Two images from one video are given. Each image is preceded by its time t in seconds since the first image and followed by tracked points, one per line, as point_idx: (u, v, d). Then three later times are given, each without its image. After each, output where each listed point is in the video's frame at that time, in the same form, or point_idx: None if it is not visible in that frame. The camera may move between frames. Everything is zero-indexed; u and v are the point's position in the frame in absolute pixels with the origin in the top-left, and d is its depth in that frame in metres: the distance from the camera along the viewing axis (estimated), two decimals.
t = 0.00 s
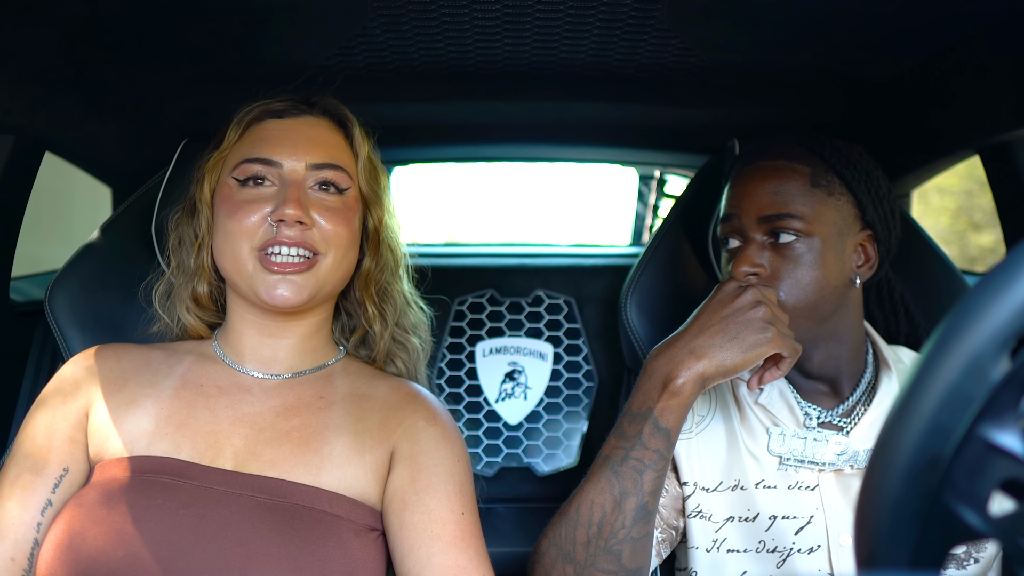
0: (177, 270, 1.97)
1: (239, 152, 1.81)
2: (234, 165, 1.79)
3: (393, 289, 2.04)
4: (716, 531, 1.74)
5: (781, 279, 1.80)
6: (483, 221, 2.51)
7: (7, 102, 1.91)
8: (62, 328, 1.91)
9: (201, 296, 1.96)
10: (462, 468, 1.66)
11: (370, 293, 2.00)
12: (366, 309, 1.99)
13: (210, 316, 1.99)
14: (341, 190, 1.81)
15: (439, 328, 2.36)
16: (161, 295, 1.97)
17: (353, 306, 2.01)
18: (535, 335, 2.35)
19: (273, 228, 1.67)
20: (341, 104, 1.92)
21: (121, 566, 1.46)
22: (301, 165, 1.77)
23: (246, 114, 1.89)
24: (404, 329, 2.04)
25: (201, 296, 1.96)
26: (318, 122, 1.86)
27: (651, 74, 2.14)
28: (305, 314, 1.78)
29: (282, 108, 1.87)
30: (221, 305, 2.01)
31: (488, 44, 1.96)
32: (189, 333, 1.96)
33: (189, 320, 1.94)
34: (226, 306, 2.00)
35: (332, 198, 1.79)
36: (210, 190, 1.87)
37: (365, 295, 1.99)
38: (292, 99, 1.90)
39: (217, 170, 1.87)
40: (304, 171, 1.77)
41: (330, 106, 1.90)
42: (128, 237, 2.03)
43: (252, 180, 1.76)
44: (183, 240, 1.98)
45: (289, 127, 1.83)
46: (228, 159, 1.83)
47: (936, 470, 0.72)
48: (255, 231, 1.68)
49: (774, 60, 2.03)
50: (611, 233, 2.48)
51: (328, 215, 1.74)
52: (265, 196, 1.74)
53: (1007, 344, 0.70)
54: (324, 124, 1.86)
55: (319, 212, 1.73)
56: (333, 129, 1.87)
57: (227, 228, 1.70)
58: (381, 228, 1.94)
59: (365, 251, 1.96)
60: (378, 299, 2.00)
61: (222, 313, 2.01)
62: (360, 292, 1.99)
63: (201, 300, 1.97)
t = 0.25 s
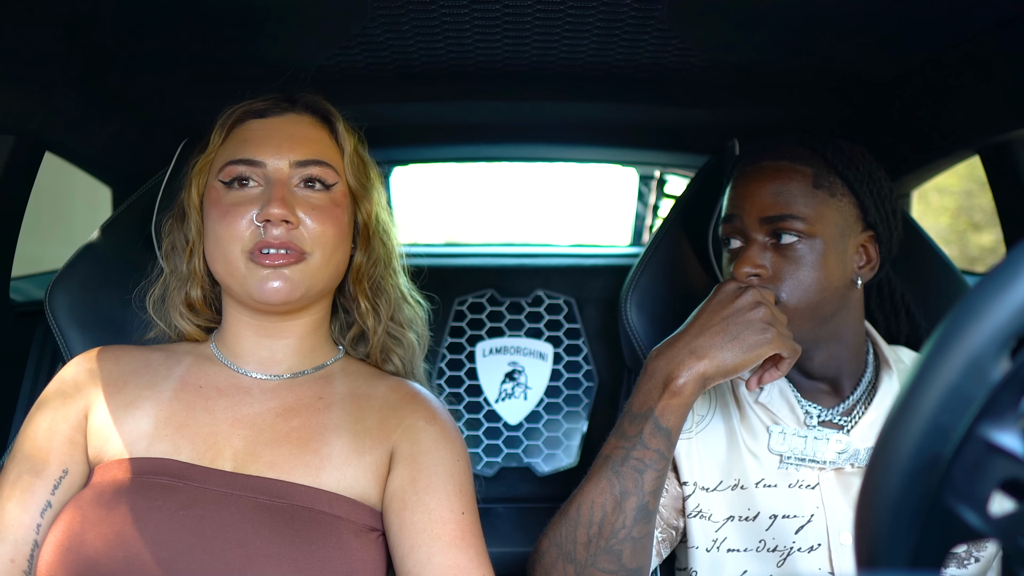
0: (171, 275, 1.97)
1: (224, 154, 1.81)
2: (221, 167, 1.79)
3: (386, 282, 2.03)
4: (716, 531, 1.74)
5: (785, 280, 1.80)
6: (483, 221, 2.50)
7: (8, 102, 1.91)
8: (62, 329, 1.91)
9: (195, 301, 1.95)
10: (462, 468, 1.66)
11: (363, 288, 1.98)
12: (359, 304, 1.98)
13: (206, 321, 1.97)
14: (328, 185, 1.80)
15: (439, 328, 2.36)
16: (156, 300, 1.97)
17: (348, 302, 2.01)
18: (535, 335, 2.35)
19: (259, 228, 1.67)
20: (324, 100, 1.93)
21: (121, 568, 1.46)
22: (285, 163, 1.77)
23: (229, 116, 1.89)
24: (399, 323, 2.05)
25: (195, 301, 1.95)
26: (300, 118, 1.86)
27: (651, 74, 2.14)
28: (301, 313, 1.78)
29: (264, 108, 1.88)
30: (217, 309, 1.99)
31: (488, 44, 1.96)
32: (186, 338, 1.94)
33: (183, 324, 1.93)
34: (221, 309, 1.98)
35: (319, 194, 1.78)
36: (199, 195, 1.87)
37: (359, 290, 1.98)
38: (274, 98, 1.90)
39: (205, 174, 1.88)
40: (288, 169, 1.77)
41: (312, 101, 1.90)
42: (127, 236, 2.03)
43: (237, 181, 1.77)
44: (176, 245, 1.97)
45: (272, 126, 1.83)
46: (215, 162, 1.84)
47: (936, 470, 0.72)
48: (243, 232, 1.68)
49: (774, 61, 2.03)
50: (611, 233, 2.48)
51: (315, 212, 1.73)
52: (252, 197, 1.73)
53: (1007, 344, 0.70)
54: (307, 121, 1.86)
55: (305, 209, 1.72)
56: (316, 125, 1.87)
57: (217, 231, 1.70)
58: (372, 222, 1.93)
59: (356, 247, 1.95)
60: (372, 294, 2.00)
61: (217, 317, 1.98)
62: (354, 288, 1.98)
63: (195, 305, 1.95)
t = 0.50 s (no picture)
0: (166, 278, 1.96)
1: (212, 155, 1.81)
2: (210, 168, 1.79)
3: (380, 279, 2.02)
4: (716, 530, 1.74)
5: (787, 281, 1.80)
6: (483, 221, 2.50)
7: (8, 102, 1.91)
8: (62, 329, 1.91)
9: (190, 304, 1.95)
10: (461, 467, 1.66)
11: (357, 285, 1.98)
12: (354, 301, 1.98)
13: (202, 323, 1.97)
14: (318, 183, 1.80)
15: (439, 328, 2.36)
16: (152, 303, 1.96)
17: (344, 300, 2.01)
18: (535, 335, 2.35)
19: (249, 227, 1.67)
20: (312, 97, 1.92)
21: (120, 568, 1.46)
22: (273, 162, 1.77)
23: (217, 117, 1.89)
24: (395, 320, 2.05)
25: (190, 304, 1.95)
26: (287, 116, 1.86)
27: (651, 74, 2.14)
28: (296, 313, 1.78)
29: (251, 107, 1.88)
30: (212, 311, 2.00)
31: (488, 44, 1.96)
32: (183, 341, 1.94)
33: (179, 328, 1.93)
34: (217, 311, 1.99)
35: (309, 191, 1.78)
36: (190, 198, 1.88)
37: (354, 287, 1.98)
38: (261, 97, 1.91)
39: (195, 177, 1.88)
40: (277, 168, 1.77)
41: (299, 99, 1.90)
42: (127, 236, 2.02)
43: (227, 181, 1.77)
44: (170, 249, 1.96)
45: (259, 126, 1.83)
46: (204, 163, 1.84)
47: (937, 471, 0.72)
48: (234, 232, 1.68)
49: (774, 61, 2.03)
50: (611, 233, 2.48)
51: (305, 209, 1.73)
52: (241, 197, 1.74)
53: (1007, 344, 0.70)
54: (294, 118, 1.86)
55: (295, 206, 1.72)
56: (304, 123, 1.86)
57: (208, 232, 1.70)
58: (363, 219, 1.92)
59: (349, 244, 1.95)
60: (366, 291, 1.99)
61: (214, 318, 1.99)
62: (349, 285, 1.98)
63: (190, 308, 1.95)
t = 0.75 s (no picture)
0: (165, 279, 1.96)
1: (210, 157, 1.81)
2: (208, 170, 1.79)
3: (379, 277, 2.02)
4: (716, 530, 1.74)
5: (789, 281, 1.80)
6: (483, 221, 2.50)
7: (8, 102, 1.91)
8: (63, 329, 1.91)
9: (189, 306, 1.95)
10: (461, 467, 1.66)
11: (356, 283, 1.98)
12: (353, 300, 1.98)
13: (202, 325, 1.96)
14: (316, 183, 1.80)
15: (440, 328, 2.36)
16: (151, 305, 1.96)
17: (343, 298, 2.01)
18: (535, 335, 2.35)
19: (248, 228, 1.67)
20: (309, 97, 1.92)
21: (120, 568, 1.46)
22: (272, 162, 1.77)
23: (214, 119, 1.89)
24: (394, 318, 2.05)
25: (189, 306, 1.95)
26: (284, 116, 1.86)
27: (652, 74, 2.14)
28: (296, 312, 1.78)
29: (248, 108, 1.88)
30: (212, 313, 2.00)
31: (488, 44, 1.96)
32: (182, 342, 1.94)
33: (179, 329, 1.92)
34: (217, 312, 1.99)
35: (308, 191, 1.78)
36: (188, 200, 1.88)
37: (353, 285, 1.98)
38: (258, 98, 1.90)
39: (193, 178, 1.88)
40: (275, 168, 1.77)
41: (296, 99, 1.90)
42: (126, 237, 2.02)
43: (226, 183, 1.77)
44: (169, 251, 1.96)
45: (256, 127, 1.83)
46: (202, 165, 1.84)
47: (936, 470, 0.72)
48: (233, 233, 1.68)
49: (774, 61, 2.03)
50: (611, 233, 2.48)
51: (304, 209, 1.73)
52: (239, 198, 1.74)
53: (1007, 344, 0.70)
54: (291, 118, 1.86)
55: (294, 207, 1.72)
56: (302, 123, 1.86)
57: (207, 233, 1.70)
58: (362, 218, 1.92)
59: (348, 243, 1.95)
60: (366, 289, 1.99)
61: (214, 320, 1.98)
62: (348, 284, 1.98)
63: (190, 310, 1.95)
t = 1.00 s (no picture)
0: (166, 280, 1.96)
1: (211, 157, 1.81)
2: (209, 170, 1.79)
3: (380, 277, 2.02)
4: (716, 531, 1.74)
5: (806, 279, 1.80)
6: (483, 221, 2.50)
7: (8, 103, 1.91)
8: (62, 329, 1.91)
9: (190, 306, 1.95)
10: (461, 467, 1.66)
11: (357, 283, 1.98)
12: (354, 299, 1.98)
13: (202, 326, 1.96)
14: (318, 183, 1.80)
15: (440, 329, 2.36)
16: (151, 305, 1.96)
17: (343, 298, 2.01)
18: (535, 335, 2.35)
19: (251, 228, 1.67)
20: (309, 97, 1.92)
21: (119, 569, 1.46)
22: (274, 162, 1.77)
23: (215, 119, 1.89)
24: (394, 318, 2.05)
25: (190, 306, 1.95)
26: (286, 116, 1.86)
27: (652, 74, 2.14)
28: (297, 312, 1.78)
29: (249, 108, 1.88)
30: (213, 313, 2.00)
31: (488, 44, 1.96)
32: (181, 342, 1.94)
33: (178, 329, 1.92)
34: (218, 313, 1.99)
35: (310, 192, 1.78)
36: (189, 200, 1.88)
37: (353, 285, 1.98)
38: (259, 98, 1.90)
39: (194, 178, 1.88)
40: (277, 168, 1.77)
41: (297, 99, 1.90)
42: (126, 238, 2.02)
43: (227, 183, 1.76)
44: (170, 251, 1.96)
45: (257, 126, 1.83)
46: (203, 165, 1.84)
47: (937, 470, 0.72)
48: (235, 234, 1.68)
49: (774, 60, 2.03)
50: (611, 233, 2.48)
51: (306, 209, 1.73)
52: (241, 198, 1.73)
53: (1007, 344, 0.70)
54: (293, 118, 1.86)
55: (296, 207, 1.72)
56: (303, 123, 1.86)
57: (209, 234, 1.70)
58: (363, 217, 1.92)
59: (349, 243, 1.95)
60: (366, 289, 1.99)
61: (214, 320, 1.98)
62: (349, 283, 1.98)
63: (191, 310, 1.95)
